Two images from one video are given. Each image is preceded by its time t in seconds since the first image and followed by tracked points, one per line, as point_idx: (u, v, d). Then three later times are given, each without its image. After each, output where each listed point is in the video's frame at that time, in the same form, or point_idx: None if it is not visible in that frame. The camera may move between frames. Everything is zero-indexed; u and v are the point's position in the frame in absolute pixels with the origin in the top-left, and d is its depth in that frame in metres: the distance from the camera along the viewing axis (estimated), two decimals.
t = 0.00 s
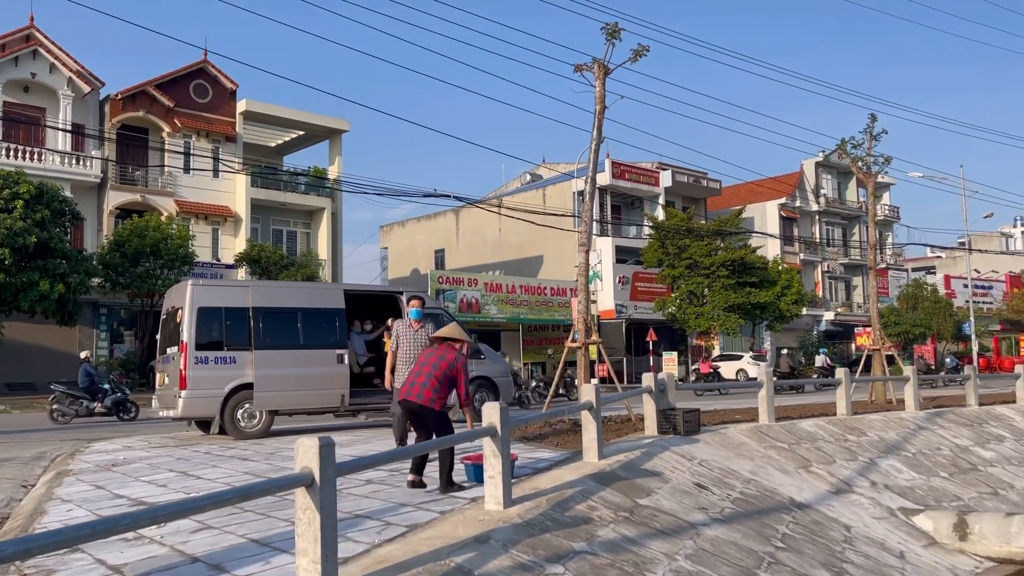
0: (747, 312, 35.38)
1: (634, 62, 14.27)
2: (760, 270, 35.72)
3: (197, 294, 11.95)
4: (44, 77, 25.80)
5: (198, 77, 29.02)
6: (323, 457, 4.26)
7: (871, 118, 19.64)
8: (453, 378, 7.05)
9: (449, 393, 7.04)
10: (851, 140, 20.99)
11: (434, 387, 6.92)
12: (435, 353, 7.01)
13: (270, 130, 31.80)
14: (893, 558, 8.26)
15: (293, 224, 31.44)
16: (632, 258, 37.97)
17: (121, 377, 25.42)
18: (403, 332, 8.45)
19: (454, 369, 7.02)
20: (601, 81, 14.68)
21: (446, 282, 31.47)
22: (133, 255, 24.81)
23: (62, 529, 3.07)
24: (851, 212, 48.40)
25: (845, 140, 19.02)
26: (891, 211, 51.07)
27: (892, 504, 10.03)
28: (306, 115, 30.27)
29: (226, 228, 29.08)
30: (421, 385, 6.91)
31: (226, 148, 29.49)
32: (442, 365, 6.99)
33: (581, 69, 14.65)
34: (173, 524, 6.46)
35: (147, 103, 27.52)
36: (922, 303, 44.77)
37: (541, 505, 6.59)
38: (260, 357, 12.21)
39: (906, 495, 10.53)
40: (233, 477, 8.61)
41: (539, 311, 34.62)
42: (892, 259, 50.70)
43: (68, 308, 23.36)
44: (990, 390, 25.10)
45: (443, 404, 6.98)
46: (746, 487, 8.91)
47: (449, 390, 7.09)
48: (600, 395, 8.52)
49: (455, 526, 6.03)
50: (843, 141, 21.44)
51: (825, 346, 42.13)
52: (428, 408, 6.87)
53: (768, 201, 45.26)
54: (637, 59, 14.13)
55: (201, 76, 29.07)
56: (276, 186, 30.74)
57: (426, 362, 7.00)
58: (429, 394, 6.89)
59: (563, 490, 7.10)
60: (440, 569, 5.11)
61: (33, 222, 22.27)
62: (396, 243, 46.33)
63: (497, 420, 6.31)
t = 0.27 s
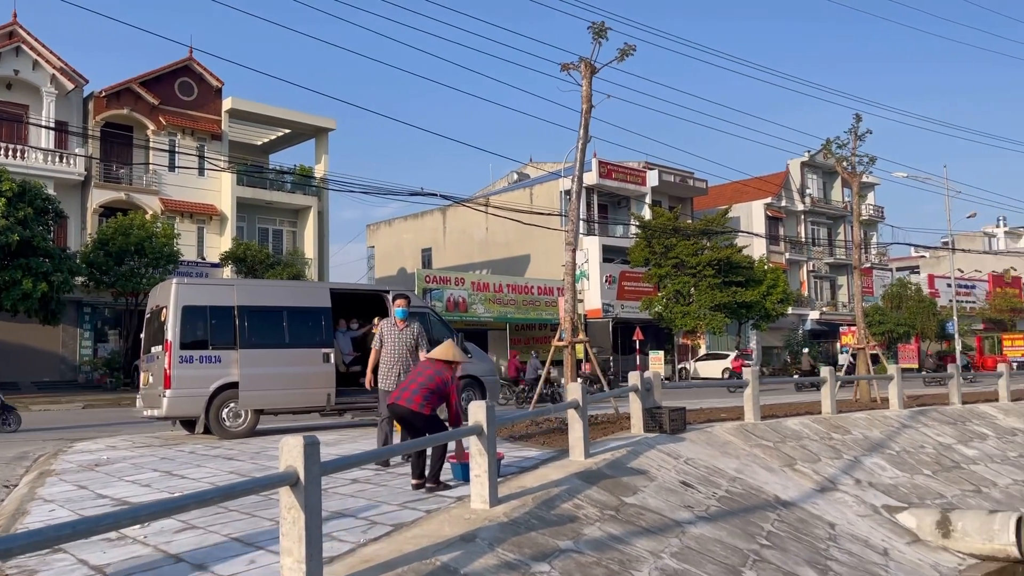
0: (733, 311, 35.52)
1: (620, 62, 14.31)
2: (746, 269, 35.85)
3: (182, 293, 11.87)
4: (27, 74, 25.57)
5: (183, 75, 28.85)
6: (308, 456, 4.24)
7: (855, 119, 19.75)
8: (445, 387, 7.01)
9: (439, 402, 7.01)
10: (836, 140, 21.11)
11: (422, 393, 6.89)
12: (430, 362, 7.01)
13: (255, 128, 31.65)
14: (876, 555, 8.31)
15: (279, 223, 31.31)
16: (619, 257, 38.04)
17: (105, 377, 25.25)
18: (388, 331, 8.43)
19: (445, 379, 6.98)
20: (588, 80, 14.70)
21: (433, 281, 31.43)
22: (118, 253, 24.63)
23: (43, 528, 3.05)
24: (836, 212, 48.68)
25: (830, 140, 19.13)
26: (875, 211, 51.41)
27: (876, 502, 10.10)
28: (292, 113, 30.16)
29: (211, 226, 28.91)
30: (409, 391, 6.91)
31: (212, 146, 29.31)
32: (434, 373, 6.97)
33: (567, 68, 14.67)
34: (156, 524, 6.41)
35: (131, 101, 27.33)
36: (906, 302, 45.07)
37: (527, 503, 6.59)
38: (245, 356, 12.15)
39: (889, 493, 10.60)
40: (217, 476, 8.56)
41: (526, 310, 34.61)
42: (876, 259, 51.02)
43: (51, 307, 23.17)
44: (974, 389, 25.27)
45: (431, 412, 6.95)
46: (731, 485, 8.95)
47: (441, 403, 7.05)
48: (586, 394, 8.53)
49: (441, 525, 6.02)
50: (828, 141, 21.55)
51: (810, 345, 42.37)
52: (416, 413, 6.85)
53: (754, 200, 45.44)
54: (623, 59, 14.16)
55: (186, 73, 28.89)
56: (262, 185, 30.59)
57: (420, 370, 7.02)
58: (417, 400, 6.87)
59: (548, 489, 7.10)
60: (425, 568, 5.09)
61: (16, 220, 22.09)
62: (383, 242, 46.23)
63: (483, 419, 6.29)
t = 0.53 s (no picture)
0: (721, 310, 35.64)
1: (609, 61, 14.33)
2: (734, 268, 35.95)
3: (168, 291, 11.81)
4: (12, 71, 25.35)
5: (169, 72, 28.67)
6: (294, 455, 4.21)
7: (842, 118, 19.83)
8: (433, 389, 6.99)
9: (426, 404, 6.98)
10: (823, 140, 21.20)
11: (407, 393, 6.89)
12: (419, 364, 7.03)
13: (243, 126, 31.51)
14: (862, 553, 8.35)
15: (266, 221, 31.20)
16: (607, 256, 38.09)
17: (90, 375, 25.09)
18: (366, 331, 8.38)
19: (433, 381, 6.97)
20: (576, 79, 14.70)
21: (421, 280, 31.39)
22: (104, 251, 24.45)
23: (24, 528, 3.01)
24: (823, 211, 48.91)
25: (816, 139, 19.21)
26: (862, 210, 51.69)
27: (862, 500, 10.15)
28: (280, 111, 30.05)
29: (198, 224, 28.79)
30: (396, 391, 6.92)
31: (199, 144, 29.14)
32: (422, 375, 6.98)
33: (556, 67, 14.66)
34: (141, 524, 6.37)
35: (117, 98, 27.15)
36: (892, 301, 45.35)
37: (514, 502, 6.59)
38: (232, 355, 12.09)
39: (875, 491, 10.66)
40: (203, 476, 8.51)
41: (514, 309, 34.61)
42: (863, 258, 51.29)
43: (35, 305, 22.99)
44: (959, 387, 25.45)
45: (418, 413, 6.93)
46: (719, 484, 8.97)
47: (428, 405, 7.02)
48: (573, 392, 8.52)
49: (428, 524, 6.00)
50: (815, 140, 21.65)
51: (797, 344, 42.59)
52: (402, 413, 6.83)
53: (741, 200, 45.60)
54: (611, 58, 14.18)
55: (173, 71, 28.73)
56: (250, 183, 30.43)
57: (409, 372, 7.04)
58: (404, 401, 6.86)
59: (536, 487, 7.10)
60: (412, 567, 5.08)
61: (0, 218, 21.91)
62: (371, 241, 46.12)
63: (471, 417, 6.28)
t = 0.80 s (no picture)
0: (709, 309, 35.75)
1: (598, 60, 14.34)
2: (723, 267, 36.05)
3: (155, 290, 11.76)
4: None
5: (156, 70, 28.51)
6: (281, 455, 4.19)
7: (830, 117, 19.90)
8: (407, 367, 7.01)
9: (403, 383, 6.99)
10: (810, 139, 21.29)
11: (383, 374, 7.02)
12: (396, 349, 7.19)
13: (231, 124, 31.38)
14: (849, 551, 8.39)
15: (254, 219, 31.08)
16: (597, 255, 38.14)
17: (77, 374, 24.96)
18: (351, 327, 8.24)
19: (405, 356, 7.01)
20: (565, 78, 14.71)
21: (410, 278, 31.34)
22: (90, 250, 24.29)
23: (8, 529, 2.98)
24: (811, 211, 49.11)
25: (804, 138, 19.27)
26: (850, 209, 51.92)
27: (849, 498, 10.20)
28: (269, 109, 29.95)
29: (186, 222, 28.61)
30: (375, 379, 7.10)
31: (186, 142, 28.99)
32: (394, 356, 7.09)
33: (545, 65, 14.66)
34: (127, 524, 6.33)
35: (104, 95, 26.98)
36: (880, 300, 45.60)
37: (503, 501, 6.58)
38: (219, 354, 12.03)
39: (862, 489, 10.71)
40: (190, 475, 8.47)
41: (504, 307, 34.60)
42: (851, 257, 51.54)
43: (21, 304, 22.83)
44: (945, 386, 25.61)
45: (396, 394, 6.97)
46: (707, 482, 8.99)
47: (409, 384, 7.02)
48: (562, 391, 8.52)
49: (416, 523, 5.99)
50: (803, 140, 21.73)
51: (785, 343, 42.79)
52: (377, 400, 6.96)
53: (730, 199, 45.74)
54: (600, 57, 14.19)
55: (160, 68, 28.57)
56: (238, 181, 30.29)
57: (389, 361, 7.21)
58: (378, 384, 6.99)
59: (524, 486, 7.10)
60: (400, 567, 5.06)
61: None
62: (360, 239, 46.02)
63: (459, 417, 6.26)
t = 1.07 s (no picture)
0: (699, 308, 35.87)
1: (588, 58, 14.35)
2: (712, 266, 36.15)
3: (143, 288, 11.72)
4: None
5: (145, 67, 28.35)
6: (269, 454, 4.18)
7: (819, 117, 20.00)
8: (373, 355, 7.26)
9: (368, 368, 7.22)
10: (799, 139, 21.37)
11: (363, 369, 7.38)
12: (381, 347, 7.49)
13: (220, 122, 31.24)
14: (837, 549, 8.42)
15: (243, 218, 30.96)
16: (587, 254, 38.18)
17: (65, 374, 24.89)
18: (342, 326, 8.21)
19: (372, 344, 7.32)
20: (555, 76, 14.70)
21: (400, 277, 31.28)
22: (78, 248, 24.13)
23: None
24: (800, 210, 49.28)
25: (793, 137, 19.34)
26: (838, 208, 52.14)
27: (837, 496, 10.24)
28: (258, 107, 29.84)
29: (175, 221, 28.46)
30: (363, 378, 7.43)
31: (174, 140, 28.85)
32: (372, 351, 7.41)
33: (535, 64, 14.65)
34: (114, 524, 6.30)
35: (91, 92, 26.82)
36: (868, 299, 45.83)
37: (492, 500, 6.58)
38: (207, 353, 11.99)
39: (850, 487, 10.76)
40: (178, 475, 8.43)
41: (494, 306, 34.58)
42: (839, 256, 51.75)
43: (8, 303, 22.67)
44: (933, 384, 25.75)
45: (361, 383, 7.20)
46: (696, 481, 9.01)
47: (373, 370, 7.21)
48: (552, 389, 8.52)
49: (405, 522, 5.98)
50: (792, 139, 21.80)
51: (774, 341, 42.97)
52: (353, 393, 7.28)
53: (719, 198, 45.86)
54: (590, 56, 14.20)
55: (148, 66, 28.43)
56: (227, 179, 30.16)
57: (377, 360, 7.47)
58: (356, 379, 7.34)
59: (514, 485, 7.09)
60: (389, 567, 5.05)
61: None
62: (349, 238, 45.91)
63: (448, 416, 6.26)
